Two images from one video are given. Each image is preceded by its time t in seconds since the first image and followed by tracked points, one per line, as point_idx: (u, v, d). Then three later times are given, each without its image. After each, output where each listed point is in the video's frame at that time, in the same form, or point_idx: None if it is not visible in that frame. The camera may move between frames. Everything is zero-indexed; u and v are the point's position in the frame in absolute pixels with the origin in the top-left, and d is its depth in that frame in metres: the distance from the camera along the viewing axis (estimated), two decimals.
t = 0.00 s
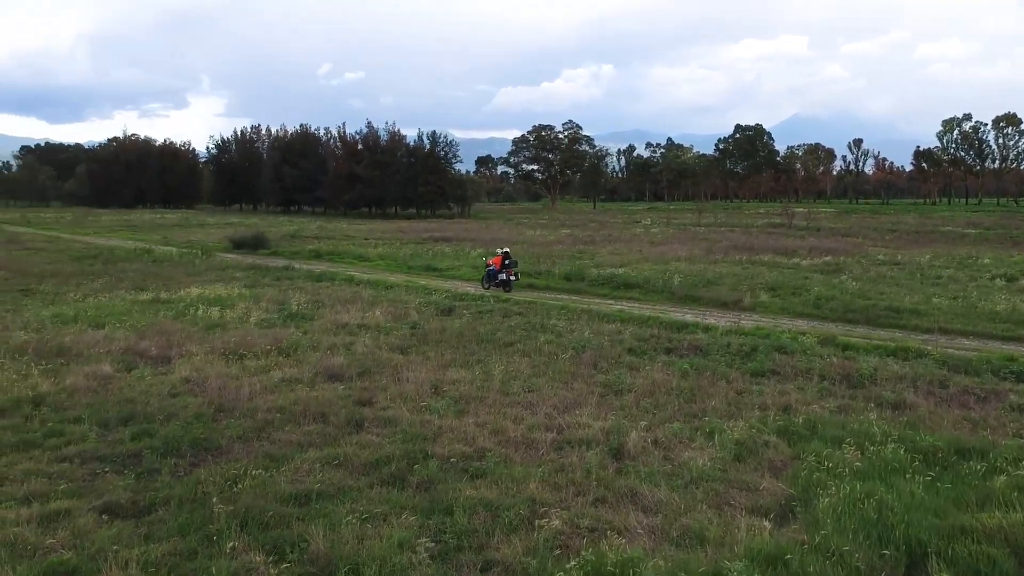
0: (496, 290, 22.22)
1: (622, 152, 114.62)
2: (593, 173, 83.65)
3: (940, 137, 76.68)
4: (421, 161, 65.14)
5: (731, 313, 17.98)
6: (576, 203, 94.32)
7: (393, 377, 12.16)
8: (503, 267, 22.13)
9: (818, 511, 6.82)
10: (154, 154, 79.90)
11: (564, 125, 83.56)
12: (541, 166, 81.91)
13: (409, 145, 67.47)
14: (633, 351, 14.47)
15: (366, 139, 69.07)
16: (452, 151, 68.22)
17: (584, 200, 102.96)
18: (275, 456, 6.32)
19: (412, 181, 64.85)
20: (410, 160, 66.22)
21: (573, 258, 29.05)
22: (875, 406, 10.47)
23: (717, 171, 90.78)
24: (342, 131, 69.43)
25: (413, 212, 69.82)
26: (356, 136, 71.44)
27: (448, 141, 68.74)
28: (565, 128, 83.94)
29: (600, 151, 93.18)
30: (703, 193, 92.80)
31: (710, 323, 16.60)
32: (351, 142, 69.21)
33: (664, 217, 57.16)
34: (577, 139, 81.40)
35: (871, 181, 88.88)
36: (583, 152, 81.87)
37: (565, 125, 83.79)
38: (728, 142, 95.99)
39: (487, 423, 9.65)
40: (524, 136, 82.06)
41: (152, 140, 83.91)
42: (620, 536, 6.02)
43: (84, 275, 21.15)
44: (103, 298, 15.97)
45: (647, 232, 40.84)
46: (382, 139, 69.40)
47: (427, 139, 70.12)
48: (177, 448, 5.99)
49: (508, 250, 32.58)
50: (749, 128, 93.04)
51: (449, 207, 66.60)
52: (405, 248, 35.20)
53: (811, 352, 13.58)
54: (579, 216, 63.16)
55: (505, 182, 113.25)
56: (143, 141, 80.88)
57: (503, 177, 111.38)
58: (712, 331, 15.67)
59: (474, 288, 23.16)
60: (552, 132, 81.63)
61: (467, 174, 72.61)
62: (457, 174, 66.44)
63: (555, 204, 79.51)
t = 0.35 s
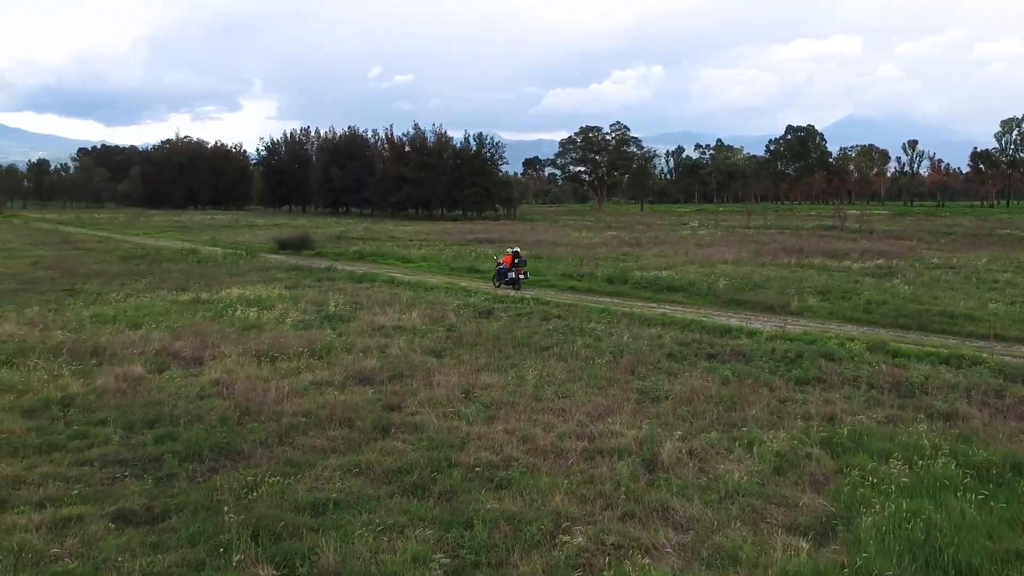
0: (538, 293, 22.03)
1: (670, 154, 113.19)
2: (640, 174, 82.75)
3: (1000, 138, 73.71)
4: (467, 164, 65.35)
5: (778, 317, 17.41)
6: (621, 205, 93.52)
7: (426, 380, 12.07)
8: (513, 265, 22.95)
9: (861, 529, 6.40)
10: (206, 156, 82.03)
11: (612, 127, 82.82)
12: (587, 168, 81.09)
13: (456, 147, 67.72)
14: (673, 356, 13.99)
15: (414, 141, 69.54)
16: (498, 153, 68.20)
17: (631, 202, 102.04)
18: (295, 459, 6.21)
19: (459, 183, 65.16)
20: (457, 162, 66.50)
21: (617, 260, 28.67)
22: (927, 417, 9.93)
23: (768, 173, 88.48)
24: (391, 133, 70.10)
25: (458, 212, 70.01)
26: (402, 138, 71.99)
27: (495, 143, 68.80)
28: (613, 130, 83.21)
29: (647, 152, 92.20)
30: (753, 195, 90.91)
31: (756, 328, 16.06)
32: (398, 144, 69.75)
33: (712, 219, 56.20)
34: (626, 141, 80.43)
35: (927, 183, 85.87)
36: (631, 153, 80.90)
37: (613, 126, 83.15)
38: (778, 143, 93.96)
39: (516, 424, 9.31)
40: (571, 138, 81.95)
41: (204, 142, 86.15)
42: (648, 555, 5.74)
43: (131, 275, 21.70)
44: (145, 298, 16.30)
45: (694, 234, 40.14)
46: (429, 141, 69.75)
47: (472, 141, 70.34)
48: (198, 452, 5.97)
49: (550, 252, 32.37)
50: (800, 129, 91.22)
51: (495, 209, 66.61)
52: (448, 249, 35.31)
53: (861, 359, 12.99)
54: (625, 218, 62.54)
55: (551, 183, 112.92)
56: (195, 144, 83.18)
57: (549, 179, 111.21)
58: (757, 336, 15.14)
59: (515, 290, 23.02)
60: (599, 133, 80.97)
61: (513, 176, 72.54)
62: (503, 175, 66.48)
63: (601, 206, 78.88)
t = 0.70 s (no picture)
0: (568, 296, 21.85)
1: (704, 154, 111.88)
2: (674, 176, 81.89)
3: None
4: (501, 164, 64.96)
5: (810, 321, 16.96)
6: (654, 206, 92.79)
7: (448, 381, 11.97)
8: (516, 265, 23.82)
9: (889, 545, 6.07)
10: (243, 158, 83.36)
11: (646, 127, 82.03)
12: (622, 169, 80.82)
13: (490, 148, 67.69)
14: (700, 360, 13.53)
15: (447, 142, 69.54)
16: (532, 154, 68.05)
17: (664, 202, 101.22)
18: (306, 464, 6.07)
19: (492, 185, 64.98)
20: (490, 163, 66.42)
21: (648, 262, 28.34)
22: (963, 426, 9.53)
23: (805, 173, 86.60)
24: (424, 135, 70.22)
25: (491, 215, 69.99)
26: (435, 139, 72.05)
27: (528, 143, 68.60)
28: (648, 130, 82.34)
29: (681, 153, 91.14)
30: (789, 196, 89.39)
31: (788, 332, 15.65)
32: (432, 146, 69.90)
33: (747, 221, 55.38)
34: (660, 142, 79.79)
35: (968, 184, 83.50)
36: (666, 154, 80.12)
37: (647, 127, 82.34)
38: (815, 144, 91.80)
39: (537, 425, 8.97)
40: (605, 138, 81.17)
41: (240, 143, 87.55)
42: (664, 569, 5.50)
43: (163, 275, 22.05)
44: (173, 299, 16.51)
45: (728, 236, 39.57)
46: (463, 142, 69.85)
47: (505, 143, 70.17)
48: (210, 455, 5.92)
49: (582, 253, 32.15)
50: (838, 130, 89.47)
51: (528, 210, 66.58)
52: (479, 251, 35.28)
53: (895, 364, 12.56)
54: (659, 219, 61.98)
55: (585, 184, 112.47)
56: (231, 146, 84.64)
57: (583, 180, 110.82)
58: (788, 341, 14.72)
59: (545, 292, 22.87)
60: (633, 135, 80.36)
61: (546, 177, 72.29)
62: (536, 176, 66.32)
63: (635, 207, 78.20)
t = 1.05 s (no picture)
0: (600, 301, 21.60)
1: (740, 157, 110.51)
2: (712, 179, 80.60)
3: None
4: (535, 167, 64.78)
5: (846, 328, 16.48)
6: (687, 210, 91.97)
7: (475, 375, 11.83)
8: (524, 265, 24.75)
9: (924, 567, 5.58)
10: (280, 162, 84.43)
11: (682, 130, 80.82)
12: (658, 172, 80.09)
13: (524, 151, 67.42)
14: (730, 367, 12.78)
15: (481, 145, 69.35)
16: (566, 158, 67.69)
17: (700, 206, 100.23)
18: (319, 472, 5.87)
19: (525, 188, 64.81)
20: (525, 166, 66.18)
21: (682, 267, 27.86)
22: (1004, 438, 9.08)
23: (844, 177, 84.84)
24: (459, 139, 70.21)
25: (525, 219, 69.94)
26: (470, 143, 72.03)
27: (562, 146, 68.03)
28: (683, 132, 81.00)
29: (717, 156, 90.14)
30: (828, 200, 87.47)
31: (822, 338, 15.23)
32: (466, 150, 69.92)
33: (785, 225, 54.32)
34: (696, 145, 78.58)
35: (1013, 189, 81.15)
36: (705, 157, 78.88)
37: (683, 130, 81.06)
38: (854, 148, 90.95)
39: (562, 431, 8.43)
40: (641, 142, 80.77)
41: (277, 147, 88.72)
42: None
43: (195, 278, 22.33)
44: (202, 302, 16.64)
45: (765, 240, 38.76)
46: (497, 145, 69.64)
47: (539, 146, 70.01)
48: (222, 461, 5.84)
49: (614, 257, 31.89)
50: (878, 133, 87.92)
51: (562, 214, 66.62)
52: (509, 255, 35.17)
53: (932, 373, 12.00)
54: (695, 223, 61.02)
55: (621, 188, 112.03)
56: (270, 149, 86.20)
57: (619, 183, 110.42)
58: (822, 348, 14.26)
59: (575, 297, 22.66)
60: (668, 138, 79.49)
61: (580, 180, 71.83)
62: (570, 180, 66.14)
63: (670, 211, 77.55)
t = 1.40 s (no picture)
0: (627, 307, 21.25)
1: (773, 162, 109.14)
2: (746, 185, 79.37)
3: None
4: (566, 172, 64.85)
5: (878, 336, 16.05)
6: (718, 216, 90.98)
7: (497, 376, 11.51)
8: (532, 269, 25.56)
9: None
10: (312, 167, 85.26)
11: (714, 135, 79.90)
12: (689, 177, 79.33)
13: (554, 157, 67.46)
14: (757, 377, 11.90)
15: (512, 150, 69.02)
16: (596, 162, 67.52)
17: (732, 211, 99.24)
18: (328, 483, 5.65)
19: (556, 193, 64.91)
20: (555, 171, 66.13)
21: (712, 273, 27.39)
22: None
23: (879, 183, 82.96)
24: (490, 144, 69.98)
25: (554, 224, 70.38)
26: (501, 147, 71.78)
27: (592, 152, 68.04)
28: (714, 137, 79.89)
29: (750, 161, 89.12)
30: (863, 206, 85.47)
31: (854, 347, 14.87)
32: (497, 155, 69.49)
33: (818, 231, 53.43)
34: (729, 150, 77.59)
35: None
36: (736, 163, 78.18)
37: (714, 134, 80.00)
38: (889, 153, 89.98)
39: (582, 441, 7.76)
40: (672, 147, 79.86)
41: (309, 152, 89.73)
42: None
43: (221, 283, 22.50)
44: (226, 307, 16.70)
45: (798, 247, 38.08)
46: (527, 150, 69.48)
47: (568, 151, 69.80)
48: (231, 472, 5.70)
49: (644, 262, 31.50)
50: (914, 138, 86.61)
51: (592, 219, 66.29)
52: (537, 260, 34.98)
53: (967, 384, 11.49)
54: (726, 229, 60.21)
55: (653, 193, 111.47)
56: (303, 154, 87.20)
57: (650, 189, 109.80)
58: (853, 357, 13.85)
59: (602, 303, 22.34)
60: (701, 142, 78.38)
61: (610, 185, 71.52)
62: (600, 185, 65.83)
63: (703, 217, 76.92)
